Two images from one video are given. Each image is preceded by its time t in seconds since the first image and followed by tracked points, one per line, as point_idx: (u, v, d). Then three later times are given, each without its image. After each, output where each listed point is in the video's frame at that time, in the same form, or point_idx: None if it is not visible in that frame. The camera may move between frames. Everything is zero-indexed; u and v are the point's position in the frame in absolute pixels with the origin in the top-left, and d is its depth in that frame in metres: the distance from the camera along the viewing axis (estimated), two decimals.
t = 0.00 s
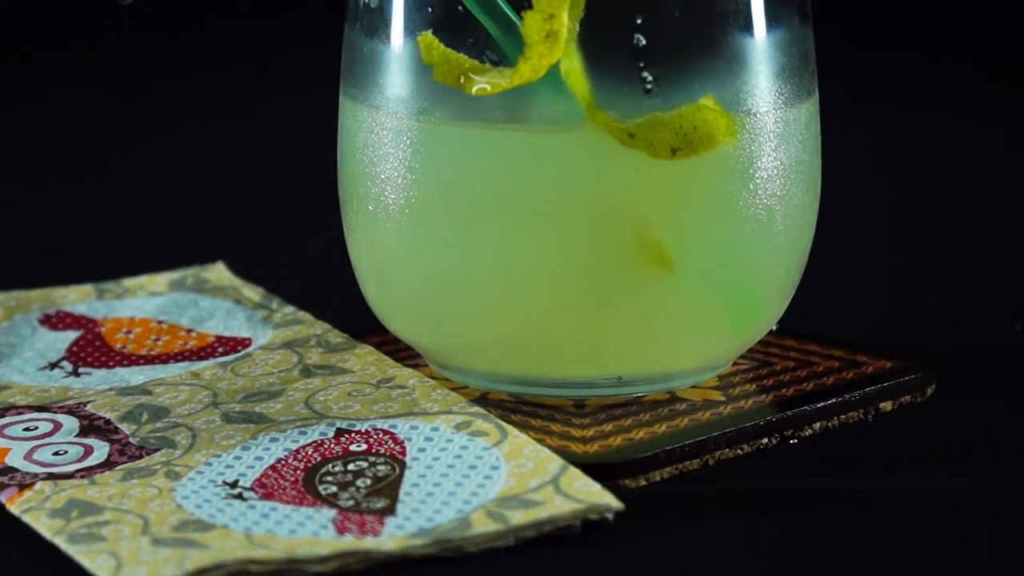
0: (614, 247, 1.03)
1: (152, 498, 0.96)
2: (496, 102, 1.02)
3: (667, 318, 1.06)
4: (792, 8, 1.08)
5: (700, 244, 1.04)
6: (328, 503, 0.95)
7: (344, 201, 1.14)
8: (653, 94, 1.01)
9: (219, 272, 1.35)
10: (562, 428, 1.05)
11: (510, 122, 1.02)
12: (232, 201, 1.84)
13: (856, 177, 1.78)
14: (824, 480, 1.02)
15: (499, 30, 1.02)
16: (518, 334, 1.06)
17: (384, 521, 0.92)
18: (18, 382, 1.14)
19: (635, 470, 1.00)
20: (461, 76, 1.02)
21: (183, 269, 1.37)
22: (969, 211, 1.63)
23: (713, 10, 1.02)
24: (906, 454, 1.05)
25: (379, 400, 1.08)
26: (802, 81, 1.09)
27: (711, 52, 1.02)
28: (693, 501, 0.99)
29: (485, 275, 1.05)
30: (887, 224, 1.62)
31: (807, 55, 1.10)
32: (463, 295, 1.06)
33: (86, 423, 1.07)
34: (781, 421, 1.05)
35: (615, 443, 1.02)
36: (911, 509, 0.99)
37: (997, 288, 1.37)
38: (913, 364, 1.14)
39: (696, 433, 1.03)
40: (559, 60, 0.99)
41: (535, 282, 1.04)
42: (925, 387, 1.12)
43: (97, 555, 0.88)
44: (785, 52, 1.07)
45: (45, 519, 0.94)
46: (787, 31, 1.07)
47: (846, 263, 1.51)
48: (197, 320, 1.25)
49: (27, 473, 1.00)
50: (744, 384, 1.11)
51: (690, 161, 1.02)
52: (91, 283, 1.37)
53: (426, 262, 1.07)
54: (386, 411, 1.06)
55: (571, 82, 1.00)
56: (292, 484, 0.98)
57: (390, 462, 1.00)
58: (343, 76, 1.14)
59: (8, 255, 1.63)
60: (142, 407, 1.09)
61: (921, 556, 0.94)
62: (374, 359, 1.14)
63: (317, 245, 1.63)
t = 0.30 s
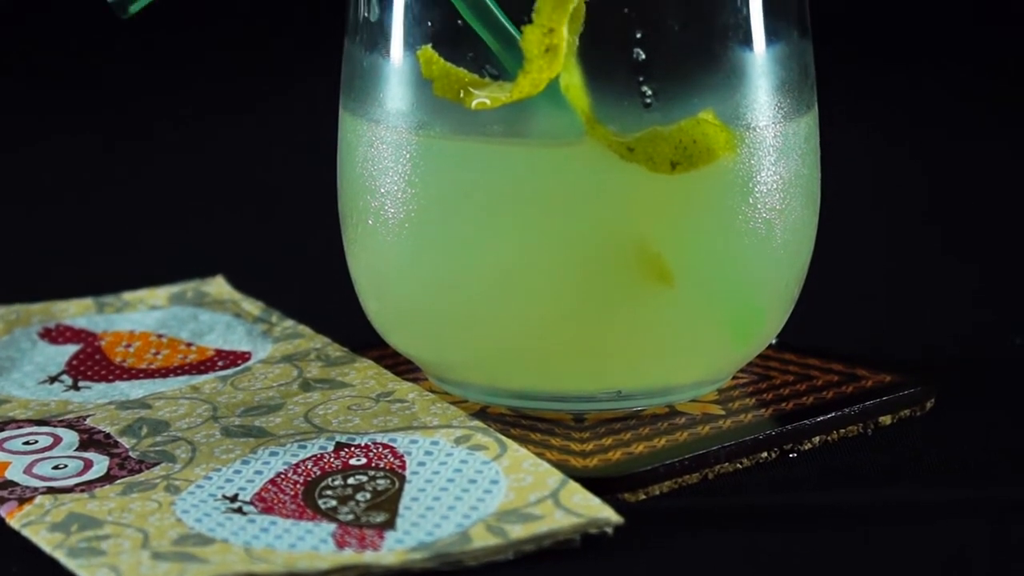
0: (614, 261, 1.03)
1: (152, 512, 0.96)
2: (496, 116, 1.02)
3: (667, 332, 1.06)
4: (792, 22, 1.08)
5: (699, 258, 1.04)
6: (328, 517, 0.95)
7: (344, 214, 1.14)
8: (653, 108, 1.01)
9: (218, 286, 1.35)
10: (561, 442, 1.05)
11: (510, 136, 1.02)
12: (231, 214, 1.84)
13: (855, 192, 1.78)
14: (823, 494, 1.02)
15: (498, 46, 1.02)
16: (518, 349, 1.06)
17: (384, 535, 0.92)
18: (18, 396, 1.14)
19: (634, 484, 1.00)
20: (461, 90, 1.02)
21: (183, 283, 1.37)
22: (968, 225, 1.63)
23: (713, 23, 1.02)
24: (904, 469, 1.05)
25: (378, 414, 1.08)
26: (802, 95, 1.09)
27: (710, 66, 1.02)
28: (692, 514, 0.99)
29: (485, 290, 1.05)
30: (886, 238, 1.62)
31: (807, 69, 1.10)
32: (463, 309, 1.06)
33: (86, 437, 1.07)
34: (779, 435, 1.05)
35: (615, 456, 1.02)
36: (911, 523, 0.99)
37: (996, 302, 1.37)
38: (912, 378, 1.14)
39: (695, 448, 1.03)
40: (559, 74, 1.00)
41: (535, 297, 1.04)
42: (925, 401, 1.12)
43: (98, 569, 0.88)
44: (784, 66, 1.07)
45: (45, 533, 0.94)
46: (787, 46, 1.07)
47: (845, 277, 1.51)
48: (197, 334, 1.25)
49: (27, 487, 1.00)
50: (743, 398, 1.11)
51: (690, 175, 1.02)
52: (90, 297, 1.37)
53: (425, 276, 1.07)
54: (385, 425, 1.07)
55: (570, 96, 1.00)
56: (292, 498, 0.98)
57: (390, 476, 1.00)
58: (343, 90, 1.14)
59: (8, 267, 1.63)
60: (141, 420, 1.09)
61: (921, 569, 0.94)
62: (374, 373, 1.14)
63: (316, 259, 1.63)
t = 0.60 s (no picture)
0: (615, 275, 1.03)
1: (154, 526, 0.96)
2: (497, 130, 1.02)
3: (669, 347, 1.06)
4: (793, 36, 1.08)
5: (701, 273, 1.04)
6: (329, 531, 0.95)
7: (345, 227, 1.14)
8: (654, 123, 1.01)
9: (220, 300, 1.35)
10: (563, 456, 1.05)
11: (511, 150, 1.02)
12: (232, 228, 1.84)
13: (855, 206, 1.79)
14: (825, 506, 1.02)
15: (499, 60, 1.02)
16: (518, 364, 1.06)
17: (386, 549, 0.92)
18: (19, 410, 1.14)
19: (636, 498, 1.00)
20: (463, 105, 1.02)
21: (184, 298, 1.37)
22: (969, 239, 1.63)
23: (715, 37, 1.02)
24: (907, 482, 1.05)
25: (380, 428, 1.08)
26: (803, 108, 1.09)
27: (712, 80, 1.03)
28: (694, 526, 0.99)
29: (486, 305, 1.05)
30: (886, 253, 1.62)
31: (807, 83, 1.10)
32: (464, 324, 1.06)
33: (87, 451, 1.07)
34: (781, 449, 1.05)
35: (616, 471, 1.02)
36: (915, 535, 0.99)
37: (997, 317, 1.37)
38: (914, 392, 1.14)
39: (697, 462, 1.03)
40: (561, 88, 1.00)
41: (537, 312, 1.04)
42: (925, 415, 1.12)
43: None
44: (786, 79, 1.07)
45: (46, 546, 0.94)
46: (788, 60, 1.08)
47: (846, 291, 1.51)
48: (199, 348, 1.26)
49: (29, 501, 1.00)
50: (744, 412, 1.11)
51: (691, 189, 1.02)
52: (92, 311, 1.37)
53: (425, 290, 1.07)
54: (387, 439, 1.07)
55: (572, 110, 1.00)
56: (294, 513, 0.98)
57: (392, 490, 1.00)
58: (345, 103, 1.14)
59: (10, 280, 1.63)
60: (143, 435, 1.09)
61: None
62: (375, 387, 1.15)
63: (317, 273, 1.63)
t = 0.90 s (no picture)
0: (614, 292, 1.03)
1: (154, 543, 0.96)
2: (498, 146, 1.02)
3: (668, 363, 1.06)
4: (793, 52, 1.08)
5: (701, 289, 1.04)
6: (329, 548, 0.95)
7: (345, 243, 1.14)
8: (654, 139, 1.01)
9: (220, 316, 1.35)
10: (563, 472, 1.05)
11: (510, 166, 1.02)
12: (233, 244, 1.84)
13: (856, 223, 1.79)
14: (825, 523, 1.02)
15: (500, 77, 1.02)
16: (517, 380, 1.06)
17: (386, 565, 0.92)
18: (19, 426, 1.14)
19: (636, 515, 1.00)
20: (463, 121, 1.03)
21: (185, 314, 1.37)
22: (970, 257, 1.63)
23: (714, 54, 1.03)
24: (905, 500, 1.05)
25: (380, 444, 1.08)
26: (804, 125, 1.09)
27: (712, 97, 1.03)
28: (694, 542, 0.99)
29: (485, 322, 1.05)
30: (887, 270, 1.62)
31: (807, 99, 1.10)
32: (463, 340, 1.06)
33: (87, 467, 1.07)
34: (781, 465, 1.05)
35: (616, 487, 1.02)
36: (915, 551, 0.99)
37: (998, 335, 1.37)
38: (914, 409, 1.14)
39: (697, 479, 1.03)
40: (561, 104, 1.00)
41: (536, 329, 1.04)
42: (926, 431, 1.12)
43: None
44: (786, 96, 1.07)
45: (46, 563, 0.94)
46: (788, 76, 1.08)
47: (847, 307, 1.51)
48: (199, 364, 1.26)
49: (29, 517, 1.00)
50: (744, 429, 1.11)
51: (691, 205, 1.02)
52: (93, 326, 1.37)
53: (425, 307, 1.07)
54: (387, 455, 1.07)
55: (573, 126, 1.01)
56: (293, 529, 0.98)
57: (392, 507, 1.00)
58: (345, 119, 1.14)
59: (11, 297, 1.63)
60: (143, 451, 1.09)
61: None
62: (375, 403, 1.15)
63: (318, 290, 1.63)
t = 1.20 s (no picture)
0: (614, 314, 1.03)
1: (155, 564, 0.96)
2: (498, 167, 1.02)
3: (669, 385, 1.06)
4: (793, 72, 1.09)
5: (701, 311, 1.04)
6: (330, 569, 0.95)
7: (346, 264, 1.15)
8: (654, 160, 1.01)
9: (222, 336, 1.35)
10: (563, 493, 1.05)
11: (510, 188, 1.02)
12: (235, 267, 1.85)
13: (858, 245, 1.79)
14: (826, 544, 1.02)
15: (500, 97, 1.02)
16: (518, 403, 1.06)
17: None
18: (20, 447, 1.14)
19: (636, 536, 0.98)
20: (465, 142, 1.02)
21: (186, 335, 1.37)
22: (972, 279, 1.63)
23: (714, 75, 1.03)
24: (908, 522, 1.05)
25: (381, 465, 1.08)
26: (804, 146, 1.10)
27: (712, 117, 1.03)
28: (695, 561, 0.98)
29: (486, 344, 1.05)
30: (890, 291, 1.62)
31: (807, 121, 1.11)
32: (464, 362, 1.06)
33: (88, 488, 1.07)
34: (781, 486, 1.05)
35: (617, 509, 1.02)
36: (914, 568, 0.99)
37: (1000, 359, 1.37)
38: (914, 429, 1.14)
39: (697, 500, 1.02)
40: (562, 125, 1.00)
41: (536, 352, 1.04)
42: (926, 452, 1.12)
43: None
44: (786, 116, 1.07)
45: None
46: (789, 97, 1.08)
47: (850, 329, 1.51)
48: (200, 385, 1.26)
49: (30, 538, 1.00)
50: (745, 450, 1.11)
51: (691, 226, 1.02)
52: (95, 348, 1.37)
53: (426, 329, 1.07)
54: (388, 476, 1.07)
55: (574, 147, 1.00)
56: (294, 551, 0.97)
57: (393, 528, 1.00)
58: (346, 140, 1.15)
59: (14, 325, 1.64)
60: (144, 472, 1.09)
61: None
62: (376, 424, 1.15)
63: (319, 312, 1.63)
